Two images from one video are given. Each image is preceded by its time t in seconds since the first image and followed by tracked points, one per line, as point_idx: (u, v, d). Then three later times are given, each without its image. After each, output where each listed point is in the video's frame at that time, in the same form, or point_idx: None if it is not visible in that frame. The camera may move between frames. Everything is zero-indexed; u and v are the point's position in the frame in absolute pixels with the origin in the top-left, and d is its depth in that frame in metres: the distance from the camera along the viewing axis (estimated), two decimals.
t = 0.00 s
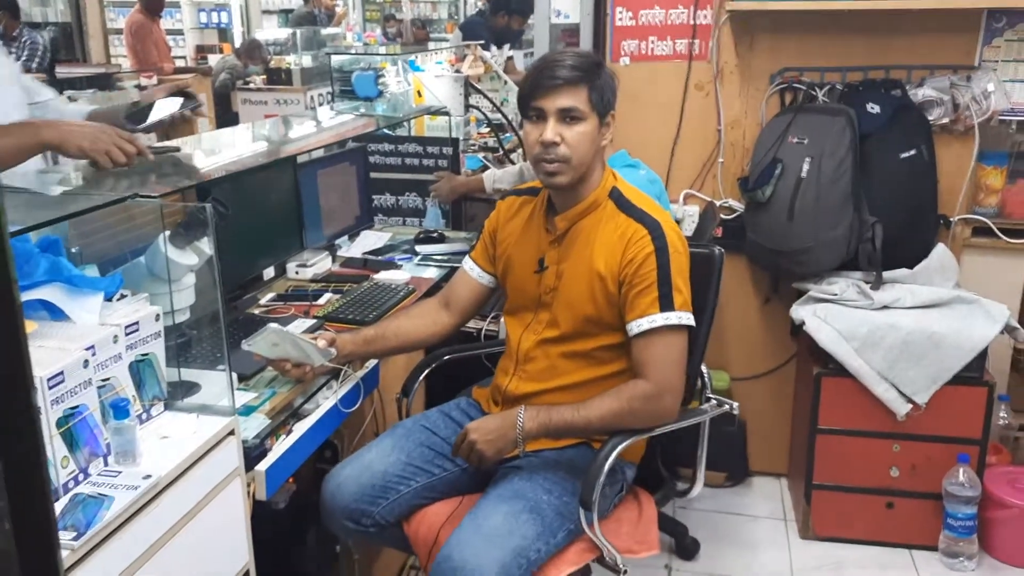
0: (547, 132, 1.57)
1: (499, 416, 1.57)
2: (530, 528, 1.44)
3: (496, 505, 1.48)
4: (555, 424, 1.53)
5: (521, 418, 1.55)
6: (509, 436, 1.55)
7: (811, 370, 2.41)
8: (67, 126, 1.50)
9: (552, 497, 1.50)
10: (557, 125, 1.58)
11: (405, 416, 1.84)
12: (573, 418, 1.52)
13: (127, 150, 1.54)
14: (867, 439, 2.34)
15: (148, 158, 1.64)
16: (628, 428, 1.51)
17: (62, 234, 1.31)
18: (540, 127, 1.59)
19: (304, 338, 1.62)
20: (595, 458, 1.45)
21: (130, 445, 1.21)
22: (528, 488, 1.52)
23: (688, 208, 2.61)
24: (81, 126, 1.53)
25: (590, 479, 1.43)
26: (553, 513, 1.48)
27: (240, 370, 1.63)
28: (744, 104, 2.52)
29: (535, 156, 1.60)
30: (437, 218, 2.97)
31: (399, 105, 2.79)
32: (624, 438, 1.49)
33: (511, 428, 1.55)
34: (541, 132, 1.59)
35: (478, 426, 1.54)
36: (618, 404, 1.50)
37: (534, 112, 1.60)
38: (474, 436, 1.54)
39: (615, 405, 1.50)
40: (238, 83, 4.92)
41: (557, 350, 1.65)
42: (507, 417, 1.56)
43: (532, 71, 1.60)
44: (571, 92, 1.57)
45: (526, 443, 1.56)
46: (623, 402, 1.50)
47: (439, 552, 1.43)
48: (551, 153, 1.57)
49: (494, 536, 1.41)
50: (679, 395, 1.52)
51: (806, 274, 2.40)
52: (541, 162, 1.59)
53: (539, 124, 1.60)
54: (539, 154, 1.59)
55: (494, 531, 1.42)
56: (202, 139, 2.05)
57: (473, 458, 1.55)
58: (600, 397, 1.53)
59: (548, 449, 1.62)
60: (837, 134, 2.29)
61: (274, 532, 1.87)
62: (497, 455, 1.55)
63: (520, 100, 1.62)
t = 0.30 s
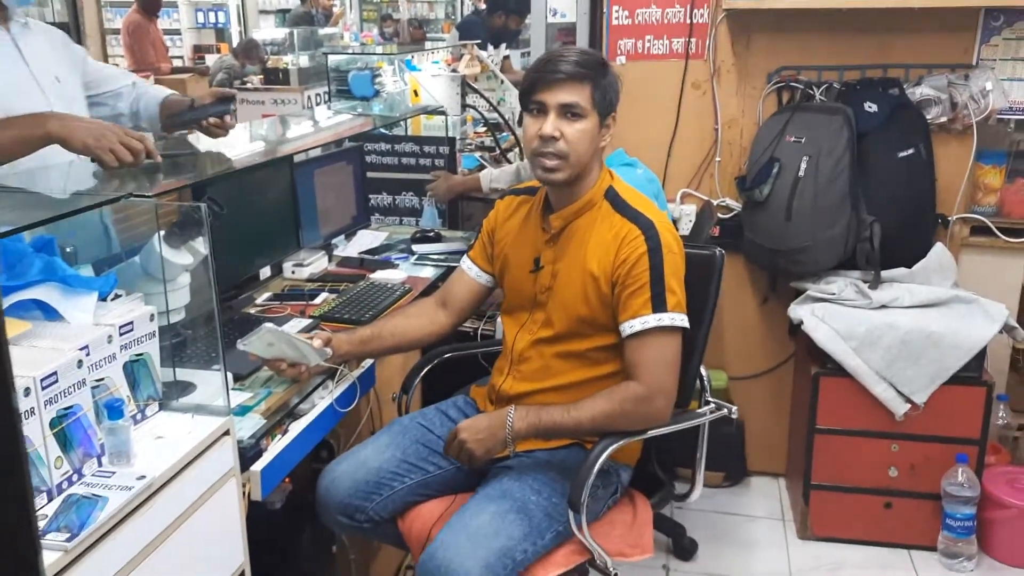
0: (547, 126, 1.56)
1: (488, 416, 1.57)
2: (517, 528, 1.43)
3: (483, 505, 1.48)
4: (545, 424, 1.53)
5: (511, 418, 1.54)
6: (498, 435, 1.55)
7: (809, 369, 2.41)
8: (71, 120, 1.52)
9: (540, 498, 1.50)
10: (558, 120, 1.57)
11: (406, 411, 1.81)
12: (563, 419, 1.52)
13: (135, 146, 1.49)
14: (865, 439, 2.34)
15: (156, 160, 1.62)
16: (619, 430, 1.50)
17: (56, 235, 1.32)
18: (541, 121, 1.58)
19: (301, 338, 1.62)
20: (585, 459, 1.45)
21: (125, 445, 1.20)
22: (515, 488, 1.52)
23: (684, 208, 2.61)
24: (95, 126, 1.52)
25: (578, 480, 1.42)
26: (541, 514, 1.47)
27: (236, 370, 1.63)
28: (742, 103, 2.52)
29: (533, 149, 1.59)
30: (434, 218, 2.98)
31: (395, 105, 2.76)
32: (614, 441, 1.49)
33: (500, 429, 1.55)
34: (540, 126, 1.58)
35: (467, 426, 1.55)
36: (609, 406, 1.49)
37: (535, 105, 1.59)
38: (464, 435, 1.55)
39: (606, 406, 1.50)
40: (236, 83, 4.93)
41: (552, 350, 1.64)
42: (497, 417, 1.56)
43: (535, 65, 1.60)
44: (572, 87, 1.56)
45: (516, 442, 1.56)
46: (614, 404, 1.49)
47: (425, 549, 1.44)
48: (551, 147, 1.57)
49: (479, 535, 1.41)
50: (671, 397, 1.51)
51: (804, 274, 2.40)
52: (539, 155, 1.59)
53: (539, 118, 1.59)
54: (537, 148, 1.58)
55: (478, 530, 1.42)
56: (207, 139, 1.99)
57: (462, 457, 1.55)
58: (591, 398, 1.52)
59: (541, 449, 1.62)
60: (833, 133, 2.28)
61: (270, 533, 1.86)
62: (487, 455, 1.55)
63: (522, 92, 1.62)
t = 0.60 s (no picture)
0: (548, 127, 1.53)
1: (480, 417, 1.54)
2: (506, 532, 1.40)
3: (473, 508, 1.45)
4: (536, 427, 1.50)
5: (502, 420, 1.52)
6: (489, 438, 1.52)
7: (810, 371, 2.38)
8: (70, 109, 1.56)
9: (531, 503, 1.47)
10: (559, 121, 1.53)
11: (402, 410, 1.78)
12: (555, 422, 1.49)
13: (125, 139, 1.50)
14: (866, 441, 2.31)
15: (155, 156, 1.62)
16: (613, 433, 1.47)
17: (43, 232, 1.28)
18: (541, 121, 1.55)
19: (293, 338, 1.59)
20: (578, 461, 1.42)
21: (109, 449, 1.17)
22: (506, 491, 1.49)
23: (684, 207, 2.58)
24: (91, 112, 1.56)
25: (570, 485, 1.39)
26: (531, 518, 1.44)
27: (227, 371, 1.60)
28: (742, 101, 2.49)
29: (532, 149, 1.56)
30: (432, 217, 2.94)
31: (393, 102, 2.73)
32: (607, 445, 1.46)
33: (491, 431, 1.52)
34: (541, 126, 1.55)
35: (459, 427, 1.53)
36: (602, 410, 1.47)
37: (536, 105, 1.56)
38: (455, 436, 1.52)
39: (599, 410, 1.47)
40: (235, 81, 4.90)
41: (548, 352, 1.61)
42: (488, 418, 1.54)
43: (536, 64, 1.56)
44: (574, 88, 1.53)
45: (507, 444, 1.53)
46: (607, 407, 1.46)
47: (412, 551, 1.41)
48: (551, 149, 1.54)
49: (467, 538, 1.38)
50: (667, 401, 1.48)
51: (805, 274, 2.37)
52: (538, 156, 1.55)
53: (541, 117, 1.55)
54: (536, 148, 1.55)
55: (467, 534, 1.39)
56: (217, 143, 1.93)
57: (454, 459, 1.53)
58: (585, 401, 1.50)
59: (534, 452, 1.59)
60: (835, 132, 2.25)
61: (263, 537, 1.83)
62: (478, 457, 1.52)
63: (523, 91, 1.58)
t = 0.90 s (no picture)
0: (545, 124, 1.49)
1: (474, 424, 1.50)
2: (498, 546, 1.36)
3: (464, 520, 1.41)
4: (530, 435, 1.46)
5: (496, 428, 1.47)
6: (479, 444, 1.48)
7: (812, 376, 2.33)
8: (61, 105, 1.54)
9: (524, 515, 1.43)
10: (557, 118, 1.49)
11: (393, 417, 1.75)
12: (550, 431, 1.45)
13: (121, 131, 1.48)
14: (868, 449, 2.27)
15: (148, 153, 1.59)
16: (610, 443, 1.43)
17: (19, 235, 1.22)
18: (539, 117, 1.50)
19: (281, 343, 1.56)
20: (574, 472, 1.38)
21: (85, 459, 1.13)
22: (498, 503, 1.44)
23: (685, 209, 2.54)
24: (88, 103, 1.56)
25: (563, 497, 1.35)
26: (524, 531, 1.40)
27: (213, 376, 1.56)
28: (744, 101, 2.44)
29: (529, 147, 1.51)
30: (429, 218, 2.89)
31: (390, 101, 2.69)
32: (603, 455, 1.42)
33: (484, 438, 1.47)
34: (539, 123, 1.50)
35: (449, 434, 1.49)
36: (599, 419, 1.42)
37: (534, 101, 1.51)
38: (446, 444, 1.48)
39: (595, 419, 1.43)
40: (234, 78, 4.86)
41: (543, 358, 1.57)
42: (481, 426, 1.49)
43: (534, 59, 1.52)
44: (573, 83, 1.48)
45: (501, 454, 1.48)
46: (604, 417, 1.42)
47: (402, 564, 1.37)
48: (548, 146, 1.49)
49: (457, 553, 1.34)
50: (665, 411, 1.44)
51: (807, 278, 2.32)
52: (535, 154, 1.51)
53: (539, 114, 1.51)
54: (534, 145, 1.50)
55: (457, 548, 1.35)
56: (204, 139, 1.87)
57: (444, 467, 1.49)
58: (581, 410, 1.45)
59: (529, 461, 1.54)
60: (839, 133, 2.20)
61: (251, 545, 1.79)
62: (470, 465, 1.48)
63: (521, 87, 1.53)
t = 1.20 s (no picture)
0: (547, 121, 1.43)
1: (470, 433, 1.44)
2: (497, 561, 1.31)
3: (461, 534, 1.36)
4: (529, 445, 1.41)
5: (494, 438, 1.42)
6: (476, 453, 1.42)
7: (816, 383, 2.28)
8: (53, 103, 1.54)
9: (522, 529, 1.38)
10: (560, 115, 1.44)
11: (385, 425, 1.70)
12: (550, 441, 1.40)
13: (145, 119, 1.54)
14: (872, 458, 2.22)
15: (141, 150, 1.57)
16: (610, 454, 1.39)
17: None
18: (541, 114, 1.45)
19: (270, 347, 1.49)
20: (574, 483, 1.33)
21: (60, 471, 1.08)
22: (496, 516, 1.40)
23: (687, 211, 2.48)
24: (125, 86, 1.60)
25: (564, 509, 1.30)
26: (523, 545, 1.36)
27: (200, 382, 1.51)
28: (748, 101, 2.39)
29: (529, 145, 1.46)
30: (427, 218, 2.82)
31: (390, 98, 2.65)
32: (604, 466, 1.37)
33: (481, 447, 1.42)
34: (541, 120, 1.45)
35: (445, 443, 1.43)
36: (600, 429, 1.38)
37: (536, 98, 1.46)
38: (442, 453, 1.42)
39: (596, 429, 1.38)
40: (233, 75, 4.80)
41: (541, 366, 1.52)
42: (478, 435, 1.43)
43: (537, 54, 1.47)
44: (576, 80, 1.43)
45: (498, 465, 1.43)
46: (605, 426, 1.37)
47: None
48: (549, 145, 1.44)
49: (454, 569, 1.29)
50: (669, 420, 1.39)
51: (812, 282, 2.27)
52: (536, 153, 1.45)
53: (541, 111, 1.46)
54: (534, 143, 1.45)
55: (454, 563, 1.30)
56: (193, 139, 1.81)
57: (439, 477, 1.43)
58: (581, 419, 1.41)
59: (526, 472, 1.49)
60: (846, 134, 2.15)
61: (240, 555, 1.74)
62: (465, 475, 1.42)
63: (522, 83, 1.48)
